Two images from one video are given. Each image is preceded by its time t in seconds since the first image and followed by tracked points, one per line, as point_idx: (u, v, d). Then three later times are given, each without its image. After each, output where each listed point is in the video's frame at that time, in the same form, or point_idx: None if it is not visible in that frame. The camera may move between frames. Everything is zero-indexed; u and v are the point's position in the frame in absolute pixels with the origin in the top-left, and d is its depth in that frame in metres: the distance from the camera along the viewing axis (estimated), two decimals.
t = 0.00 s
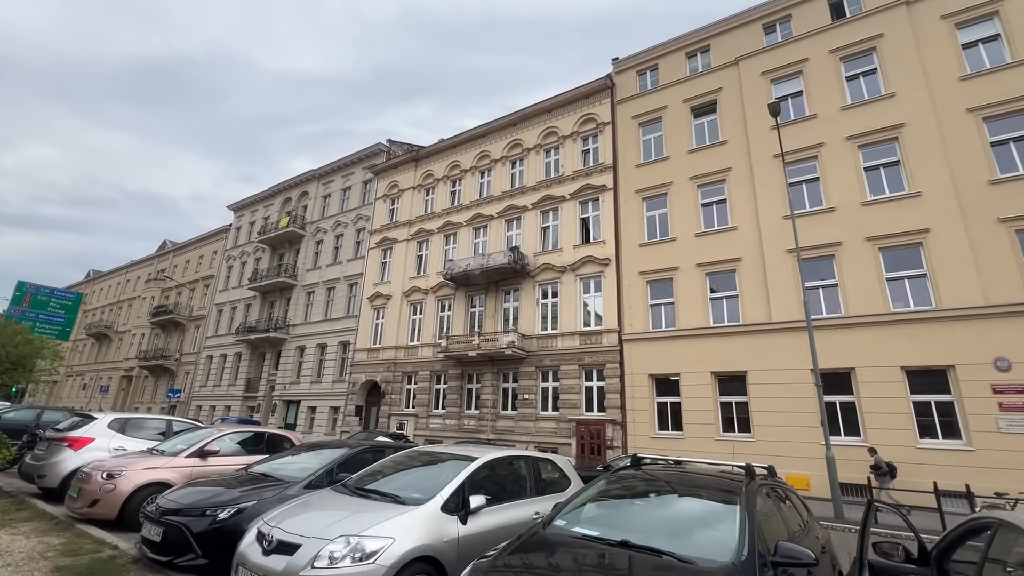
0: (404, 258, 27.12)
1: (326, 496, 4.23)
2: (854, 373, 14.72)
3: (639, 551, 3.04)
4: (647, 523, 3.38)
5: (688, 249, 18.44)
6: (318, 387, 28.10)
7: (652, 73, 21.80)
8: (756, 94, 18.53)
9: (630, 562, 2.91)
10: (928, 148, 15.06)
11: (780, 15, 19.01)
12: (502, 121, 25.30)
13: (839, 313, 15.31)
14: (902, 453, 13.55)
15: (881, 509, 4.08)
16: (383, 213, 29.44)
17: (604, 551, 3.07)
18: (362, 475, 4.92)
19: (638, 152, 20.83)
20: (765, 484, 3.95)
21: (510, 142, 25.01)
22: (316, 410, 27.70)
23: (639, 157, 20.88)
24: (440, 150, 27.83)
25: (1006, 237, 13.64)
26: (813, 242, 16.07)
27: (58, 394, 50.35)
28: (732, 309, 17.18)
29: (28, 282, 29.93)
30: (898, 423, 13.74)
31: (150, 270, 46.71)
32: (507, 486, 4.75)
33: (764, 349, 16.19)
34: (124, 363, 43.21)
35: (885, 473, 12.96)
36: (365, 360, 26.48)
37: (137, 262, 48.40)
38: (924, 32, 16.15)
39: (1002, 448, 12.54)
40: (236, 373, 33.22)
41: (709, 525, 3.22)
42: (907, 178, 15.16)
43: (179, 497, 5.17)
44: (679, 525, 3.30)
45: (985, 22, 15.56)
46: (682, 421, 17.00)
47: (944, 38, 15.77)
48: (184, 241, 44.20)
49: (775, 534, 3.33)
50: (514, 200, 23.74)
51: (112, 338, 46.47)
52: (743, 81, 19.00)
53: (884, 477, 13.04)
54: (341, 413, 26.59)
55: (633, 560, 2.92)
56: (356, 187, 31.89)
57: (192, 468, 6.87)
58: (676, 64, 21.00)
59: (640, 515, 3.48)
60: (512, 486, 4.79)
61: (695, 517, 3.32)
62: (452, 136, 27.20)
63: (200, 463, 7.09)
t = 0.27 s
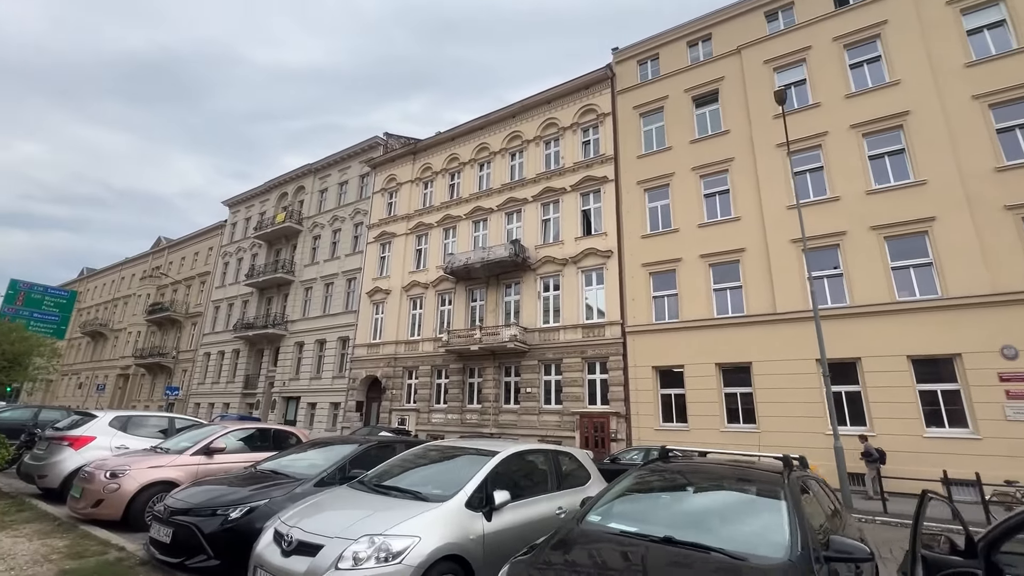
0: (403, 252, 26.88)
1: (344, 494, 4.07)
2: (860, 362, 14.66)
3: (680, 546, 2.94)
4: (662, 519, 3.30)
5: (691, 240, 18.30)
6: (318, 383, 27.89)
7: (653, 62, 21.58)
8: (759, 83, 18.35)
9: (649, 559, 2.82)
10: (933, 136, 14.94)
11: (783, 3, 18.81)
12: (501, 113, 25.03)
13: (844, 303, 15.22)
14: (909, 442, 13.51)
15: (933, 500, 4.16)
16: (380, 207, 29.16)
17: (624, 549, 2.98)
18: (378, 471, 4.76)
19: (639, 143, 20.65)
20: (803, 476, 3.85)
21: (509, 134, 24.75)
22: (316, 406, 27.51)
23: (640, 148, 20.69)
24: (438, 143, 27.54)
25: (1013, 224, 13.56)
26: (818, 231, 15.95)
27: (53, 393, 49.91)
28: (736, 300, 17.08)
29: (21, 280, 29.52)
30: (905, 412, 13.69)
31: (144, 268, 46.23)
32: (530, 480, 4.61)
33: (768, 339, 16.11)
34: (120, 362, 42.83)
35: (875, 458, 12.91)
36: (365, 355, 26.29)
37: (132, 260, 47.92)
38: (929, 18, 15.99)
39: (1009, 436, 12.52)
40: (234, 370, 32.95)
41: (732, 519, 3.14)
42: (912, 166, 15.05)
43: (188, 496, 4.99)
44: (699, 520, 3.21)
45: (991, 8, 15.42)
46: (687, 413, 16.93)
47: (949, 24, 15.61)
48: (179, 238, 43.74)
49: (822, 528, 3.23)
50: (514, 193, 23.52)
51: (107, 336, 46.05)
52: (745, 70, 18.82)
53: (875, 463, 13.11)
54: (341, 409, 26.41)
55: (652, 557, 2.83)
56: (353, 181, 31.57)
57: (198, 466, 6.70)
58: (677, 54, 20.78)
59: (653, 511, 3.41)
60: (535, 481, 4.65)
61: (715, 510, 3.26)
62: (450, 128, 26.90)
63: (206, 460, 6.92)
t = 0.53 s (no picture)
0: (405, 247, 26.62)
1: (367, 496, 3.86)
2: (871, 353, 14.49)
3: (747, 550, 2.74)
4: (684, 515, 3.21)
5: (697, 231, 18.08)
6: (320, 381, 27.69)
7: (656, 52, 21.29)
8: (765, 71, 18.11)
9: (675, 557, 2.71)
10: (944, 122, 14.74)
11: None
12: (502, 105, 24.74)
13: (854, 292, 15.04)
14: (922, 432, 13.36)
15: None
16: (381, 203, 28.87)
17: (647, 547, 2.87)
18: (399, 471, 4.55)
19: (643, 134, 20.40)
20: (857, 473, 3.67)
21: (510, 127, 24.46)
22: (319, 404, 27.31)
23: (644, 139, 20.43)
24: (438, 137, 27.23)
25: None
26: (827, 220, 15.74)
27: (53, 395, 49.64)
28: (744, 291, 16.89)
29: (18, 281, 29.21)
30: (918, 402, 13.53)
31: (142, 267, 45.88)
32: (559, 479, 4.42)
33: (777, 330, 15.93)
34: (119, 362, 42.55)
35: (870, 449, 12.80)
36: (368, 352, 26.07)
37: (129, 260, 47.55)
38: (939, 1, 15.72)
39: None
40: (235, 369, 32.71)
41: (755, 513, 3.08)
42: (923, 153, 14.83)
43: (199, 500, 4.77)
44: (723, 516, 3.13)
45: None
46: (695, 406, 16.78)
47: (959, 8, 15.36)
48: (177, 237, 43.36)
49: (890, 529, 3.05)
50: (516, 186, 23.26)
51: (106, 337, 45.75)
52: (751, 58, 18.56)
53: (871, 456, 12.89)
54: (344, 407, 26.24)
55: (678, 556, 2.72)
56: (352, 176, 31.24)
57: (207, 466, 6.52)
58: (680, 43, 20.50)
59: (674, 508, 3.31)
60: (564, 479, 4.47)
61: (738, 506, 3.17)
62: (450, 121, 26.59)
63: (215, 462, 6.70)
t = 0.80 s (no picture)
0: (407, 246, 26.43)
1: (398, 502, 3.70)
2: (884, 344, 14.35)
3: (823, 558, 2.61)
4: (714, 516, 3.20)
5: (704, 225, 17.92)
6: (324, 382, 27.52)
7: (659, 44, 21.07)
8: (770, 62, 17.93)
9: (726, 562, 2.66)
10: (954, 110, 14.56)
11: None
12: (503, 101, 24.51)
13: (866, 284, 14.89)
14: (937, 424, 13.24)
15: None
16: (382, 201, 28.66)
17: (676, 550, 2.84)
18: (426, 475, 4.38)
19: (647, 128, 20.21)
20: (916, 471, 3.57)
21: (512, 122, 24.22)
22: (323, 404, 27.16)
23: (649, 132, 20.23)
24: (438, 134, 27.00)
25: None
26: (836, 212, 15.58)
27: (54, 399, 49.46)
28: (753, 284, 16.74)
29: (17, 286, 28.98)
30: (933, 393, 13.40)
31: (142, 270, 45.63)
32: (593, 480, 4.26)
33: (787, 323, 15.79)
34: (121, 366, 42.35)
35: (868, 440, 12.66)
36: (371, 352, 25.90)
37: (128, 262, 47.27)
38: None
39: None
40: (237, 371, 32.53)
41: (786, 512, 3.07)
42: (934, 141, 14.66)
43: (219, 509, 4.59)
44: (754, 517, 3.11)
45: None
46: (705, 401, 16.65)
47: None
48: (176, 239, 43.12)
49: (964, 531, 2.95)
50: (519, 182, 23.06)
51: (106, 340, 45.51)
52: (756, 48, 18.36)
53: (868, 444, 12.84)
54: (349, 407, 26.08)
55: (707, 559, 2.69)
56: (352, 175, 31.00)
57: (223, 471, 6.41)
58: (683, 34, 20.29)
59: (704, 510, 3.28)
60: (599, 481, 4.30)
61: (768, 505, 3.16)
62: (451, 118, 26.34)
63: (229, 467, 6.51)
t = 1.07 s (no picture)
0: (411, 243, 26.26)
1: (445, 501, 3.58)
2: (899, 334, 14.24)
3: (915, 550, 2.62)
4: (769, 509, 3.27)
5: (713, 217, 17.79)
6: (329, 381, 27.38)
7: (664, 35, 20.89)
8: (778, 51, 17.79)
9: (818, 555, 2.67)
10: (967, 96, 14.44)
11: None
12: (506, 96, 24.31)
13: (879, 273, 14.77)
14: (954, 413, 13.15)
15: None
16: (384, 199, 28.47)
17: (761, 546, 2.86)
18: (464, 473, 4.26)
19: (653, 120, 20.05)
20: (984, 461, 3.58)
21: (515, 117, 24.03)
22: (329, 404, 27.03)
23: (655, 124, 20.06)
24: (441, 130, 26.80)
25: None
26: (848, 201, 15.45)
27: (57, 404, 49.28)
28: (764, 276, 16.62)
29: (18, 291, 28.77)
30: (949, 382, 13.31)
31: (142, 273, 45.41)
32: (637, 474, 4.16)
33: (800, 315, 15.68)
34: (124, 369, 42.18)
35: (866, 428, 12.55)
36: (377, 351, 25.76)
37: (128, 265, 47.06)
38: None
39: None
40: (241, 372, 32.38)
41: (831, 501, 3.18)
42: (946, 129, 14.54)
43: (251, 510, 4.47)
44: (828, 509, 3.13)
45: None
46: (717, 394, 16.54)
47: None
48: (176, 241, 42.88)
49: None
50: (524, 177, 22.87)
51: (108, 344, 45.36)
52: (763, 37, 18.22)
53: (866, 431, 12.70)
54: (355, 406, 25.94)
55: (795, 554, 2.70)
56: (354, 173, 30.80)
57: (245, 473, 6.28)
58: (688, 25, 20.11)
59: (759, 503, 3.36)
60: (643, 476, 4.19)
61: (842, 498, 3.18)
62: (453, 113, 26.13)
63: (252, 468, 6.40)
